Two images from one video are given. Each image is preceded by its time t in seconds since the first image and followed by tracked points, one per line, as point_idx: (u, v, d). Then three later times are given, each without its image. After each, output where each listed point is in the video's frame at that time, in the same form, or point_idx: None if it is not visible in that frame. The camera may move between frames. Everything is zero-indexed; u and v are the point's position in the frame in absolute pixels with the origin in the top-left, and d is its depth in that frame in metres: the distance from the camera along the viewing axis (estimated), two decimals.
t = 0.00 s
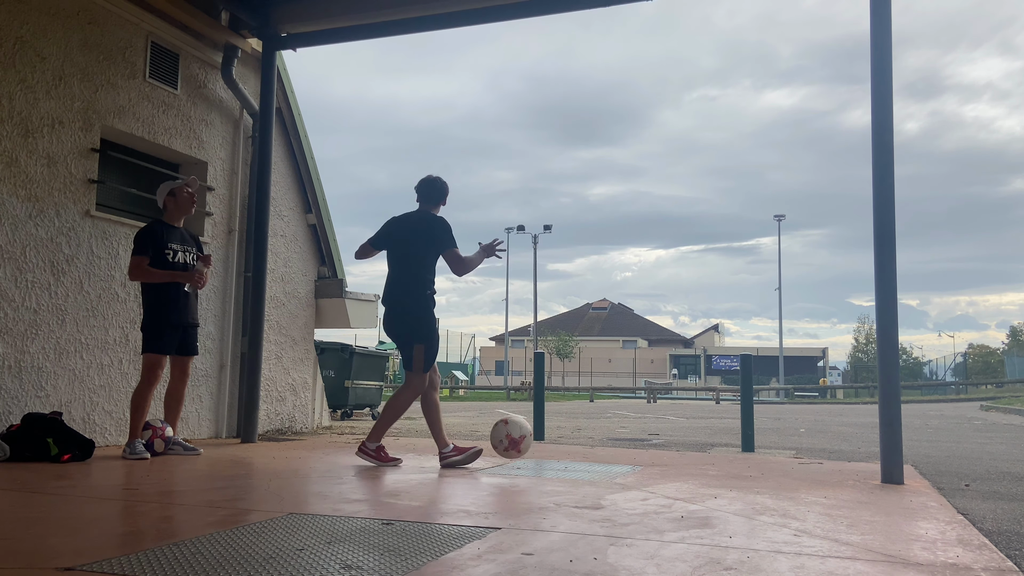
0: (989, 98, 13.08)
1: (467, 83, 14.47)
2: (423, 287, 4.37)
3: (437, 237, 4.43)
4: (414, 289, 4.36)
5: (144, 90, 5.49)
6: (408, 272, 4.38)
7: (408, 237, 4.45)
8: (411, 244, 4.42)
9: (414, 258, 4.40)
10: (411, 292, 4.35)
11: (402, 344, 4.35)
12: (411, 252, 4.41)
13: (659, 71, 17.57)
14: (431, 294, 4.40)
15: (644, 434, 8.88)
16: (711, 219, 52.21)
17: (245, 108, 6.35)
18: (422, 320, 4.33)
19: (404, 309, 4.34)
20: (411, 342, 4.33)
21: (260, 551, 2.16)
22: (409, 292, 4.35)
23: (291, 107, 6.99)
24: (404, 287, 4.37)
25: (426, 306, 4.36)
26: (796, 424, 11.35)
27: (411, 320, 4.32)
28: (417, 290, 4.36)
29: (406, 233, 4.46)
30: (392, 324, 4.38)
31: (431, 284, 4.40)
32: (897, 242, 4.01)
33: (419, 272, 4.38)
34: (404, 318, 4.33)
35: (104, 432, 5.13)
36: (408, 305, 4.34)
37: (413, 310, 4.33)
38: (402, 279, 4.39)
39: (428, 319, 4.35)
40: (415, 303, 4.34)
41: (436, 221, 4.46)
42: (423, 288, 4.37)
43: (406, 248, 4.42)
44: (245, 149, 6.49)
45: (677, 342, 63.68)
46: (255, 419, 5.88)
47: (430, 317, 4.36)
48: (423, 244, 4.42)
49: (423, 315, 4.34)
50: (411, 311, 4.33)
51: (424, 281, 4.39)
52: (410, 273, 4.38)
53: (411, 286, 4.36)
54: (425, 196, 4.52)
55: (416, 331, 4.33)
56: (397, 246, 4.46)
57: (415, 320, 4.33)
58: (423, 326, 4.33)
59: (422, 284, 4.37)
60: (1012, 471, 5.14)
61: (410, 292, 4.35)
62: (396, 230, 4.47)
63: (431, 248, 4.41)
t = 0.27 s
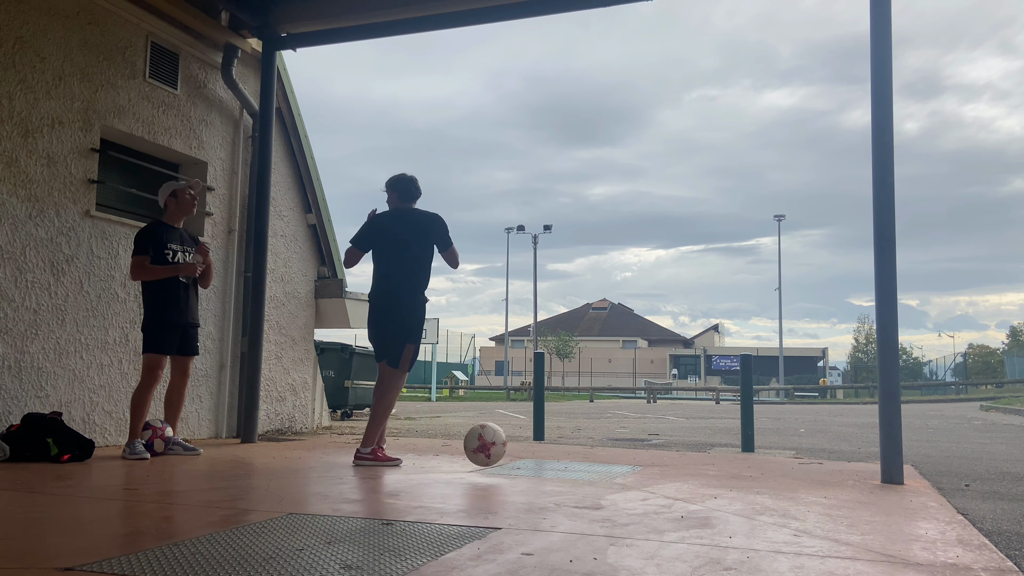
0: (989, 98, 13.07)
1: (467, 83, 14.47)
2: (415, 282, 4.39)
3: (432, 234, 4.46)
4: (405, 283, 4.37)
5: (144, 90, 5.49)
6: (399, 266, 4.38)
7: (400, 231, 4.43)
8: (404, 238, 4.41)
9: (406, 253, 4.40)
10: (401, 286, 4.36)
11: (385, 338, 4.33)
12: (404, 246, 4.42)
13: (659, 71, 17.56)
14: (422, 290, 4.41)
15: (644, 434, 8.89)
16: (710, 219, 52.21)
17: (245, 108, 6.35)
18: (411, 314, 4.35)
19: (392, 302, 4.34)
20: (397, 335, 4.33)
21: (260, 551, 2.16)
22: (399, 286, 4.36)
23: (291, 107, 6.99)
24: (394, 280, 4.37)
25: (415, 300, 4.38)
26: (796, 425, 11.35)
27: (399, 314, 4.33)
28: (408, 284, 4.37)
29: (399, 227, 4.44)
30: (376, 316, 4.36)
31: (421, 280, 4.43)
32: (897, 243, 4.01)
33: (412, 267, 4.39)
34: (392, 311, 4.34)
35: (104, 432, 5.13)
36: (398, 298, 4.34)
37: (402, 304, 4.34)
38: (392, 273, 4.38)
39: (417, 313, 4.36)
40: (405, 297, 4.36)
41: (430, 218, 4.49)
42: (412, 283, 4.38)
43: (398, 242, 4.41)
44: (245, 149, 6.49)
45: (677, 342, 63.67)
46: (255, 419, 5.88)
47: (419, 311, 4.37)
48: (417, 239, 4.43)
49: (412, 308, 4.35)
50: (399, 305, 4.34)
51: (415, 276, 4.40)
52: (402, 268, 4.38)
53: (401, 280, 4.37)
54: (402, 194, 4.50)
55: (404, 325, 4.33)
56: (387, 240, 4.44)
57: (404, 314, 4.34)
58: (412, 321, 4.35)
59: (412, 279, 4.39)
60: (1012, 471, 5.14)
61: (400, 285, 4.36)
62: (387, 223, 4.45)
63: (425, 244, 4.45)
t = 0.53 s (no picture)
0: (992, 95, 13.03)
1: (469, 82, 14.46)
2: (491, 274, 3.79)
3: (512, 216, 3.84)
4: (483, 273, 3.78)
5: (146, 91, 5.50)
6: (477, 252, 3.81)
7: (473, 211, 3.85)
8: (478, 219, 3.82)
9: (485, 236, 3.82)
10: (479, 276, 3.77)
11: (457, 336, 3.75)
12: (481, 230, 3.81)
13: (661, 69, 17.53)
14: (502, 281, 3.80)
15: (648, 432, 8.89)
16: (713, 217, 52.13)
17: (247, 108, 6.36)
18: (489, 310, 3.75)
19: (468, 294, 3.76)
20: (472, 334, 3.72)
21: (265, 552, 2.16)
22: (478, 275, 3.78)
23: (293, 107, 6.99)
24: (465, 269, 3.80)
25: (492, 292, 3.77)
26: (801, 423, 11.32)
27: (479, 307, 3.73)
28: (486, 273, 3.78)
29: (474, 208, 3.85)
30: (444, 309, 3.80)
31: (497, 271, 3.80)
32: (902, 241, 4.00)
33: (488, 254, 3.81)
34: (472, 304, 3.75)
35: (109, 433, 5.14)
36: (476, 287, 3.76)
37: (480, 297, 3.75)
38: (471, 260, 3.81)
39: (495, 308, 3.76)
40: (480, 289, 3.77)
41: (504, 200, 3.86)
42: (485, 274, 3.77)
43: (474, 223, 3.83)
44: (248, 149, 6.49)
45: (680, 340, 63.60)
46: (260, 419, 5.89)
47: (500, 306, 3.79)
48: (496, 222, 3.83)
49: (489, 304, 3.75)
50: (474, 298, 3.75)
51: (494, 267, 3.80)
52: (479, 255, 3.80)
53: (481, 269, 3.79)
54: (444, 164, 3.74)
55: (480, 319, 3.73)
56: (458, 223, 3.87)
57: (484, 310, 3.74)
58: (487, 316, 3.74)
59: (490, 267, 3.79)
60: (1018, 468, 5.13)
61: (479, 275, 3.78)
62: (455, 202, 3.90)
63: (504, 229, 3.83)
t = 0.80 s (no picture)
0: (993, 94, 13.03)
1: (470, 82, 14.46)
2: (488, 271, 3.78)
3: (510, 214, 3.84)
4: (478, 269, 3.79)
5: (146, 91, 5.50)
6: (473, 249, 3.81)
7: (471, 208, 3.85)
8: (476, 216, 3.82)
9: (483, 232, 3.81)
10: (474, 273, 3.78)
11: (453, 333, 3.77)
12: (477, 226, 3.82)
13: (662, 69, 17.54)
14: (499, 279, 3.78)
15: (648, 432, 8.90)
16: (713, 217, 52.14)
17: (247, 108, 6.36)
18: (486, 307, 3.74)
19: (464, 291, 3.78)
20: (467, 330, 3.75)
21: (265, 552, 2.16)
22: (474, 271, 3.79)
23: (293, 107, 6.99)
24: (461, 266, 3.81)
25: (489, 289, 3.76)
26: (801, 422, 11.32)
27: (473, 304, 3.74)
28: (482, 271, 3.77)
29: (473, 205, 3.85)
30: (442, 304, 3.83)
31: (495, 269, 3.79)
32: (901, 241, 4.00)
33: (485, 251, 3.80)
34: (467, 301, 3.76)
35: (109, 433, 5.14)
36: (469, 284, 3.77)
37: (476, 294, 3.75)
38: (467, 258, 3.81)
39: (493, 306, 3.74)
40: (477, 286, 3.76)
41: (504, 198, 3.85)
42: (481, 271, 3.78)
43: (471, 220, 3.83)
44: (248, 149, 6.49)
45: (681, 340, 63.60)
46: (260, 419, 5.89)
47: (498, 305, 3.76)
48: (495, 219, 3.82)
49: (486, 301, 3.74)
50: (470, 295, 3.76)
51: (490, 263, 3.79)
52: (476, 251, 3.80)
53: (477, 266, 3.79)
54: (446, 153, 3.75)
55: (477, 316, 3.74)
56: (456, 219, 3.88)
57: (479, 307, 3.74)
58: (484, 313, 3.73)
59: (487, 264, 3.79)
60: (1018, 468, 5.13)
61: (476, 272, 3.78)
62: (452, 195, 3.90)
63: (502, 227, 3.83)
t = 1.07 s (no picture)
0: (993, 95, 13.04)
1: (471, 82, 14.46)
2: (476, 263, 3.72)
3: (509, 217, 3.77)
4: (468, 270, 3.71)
5: (146, 91, 5.50)
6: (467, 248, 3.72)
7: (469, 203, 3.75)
8: (475, 214, 3.72)
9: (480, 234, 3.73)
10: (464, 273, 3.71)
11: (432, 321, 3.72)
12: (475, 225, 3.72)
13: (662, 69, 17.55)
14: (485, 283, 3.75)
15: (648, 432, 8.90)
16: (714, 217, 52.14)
17: (247, 108, 6.35)
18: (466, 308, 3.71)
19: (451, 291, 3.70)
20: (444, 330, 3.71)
21: (265, 552, 2.16)
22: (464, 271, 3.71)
23: (293, 106, 6.99)
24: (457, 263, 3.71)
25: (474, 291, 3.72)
26: (801, 423, 11.32)
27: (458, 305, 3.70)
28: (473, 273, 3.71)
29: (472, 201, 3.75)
30: (422, 300, 3.74)
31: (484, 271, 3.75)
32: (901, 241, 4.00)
33: (478, 252, 3.72)
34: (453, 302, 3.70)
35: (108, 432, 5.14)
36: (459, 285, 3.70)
37: (462, 297, 3.70)
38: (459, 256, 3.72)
39: (470, 309, 3.72)
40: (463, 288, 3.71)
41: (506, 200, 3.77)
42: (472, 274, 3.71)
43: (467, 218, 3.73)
44: (248, 149, 6.49)
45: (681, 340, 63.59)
46: (260, 419, 5.89)
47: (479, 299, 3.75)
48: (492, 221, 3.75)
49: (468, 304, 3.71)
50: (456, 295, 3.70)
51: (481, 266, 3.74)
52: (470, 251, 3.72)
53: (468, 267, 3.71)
54: (449, 147, 3.76)
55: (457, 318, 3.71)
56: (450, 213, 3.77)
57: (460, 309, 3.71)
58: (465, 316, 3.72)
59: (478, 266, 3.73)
60: (1018, 468, 5.13)
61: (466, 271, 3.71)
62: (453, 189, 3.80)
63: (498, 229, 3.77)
